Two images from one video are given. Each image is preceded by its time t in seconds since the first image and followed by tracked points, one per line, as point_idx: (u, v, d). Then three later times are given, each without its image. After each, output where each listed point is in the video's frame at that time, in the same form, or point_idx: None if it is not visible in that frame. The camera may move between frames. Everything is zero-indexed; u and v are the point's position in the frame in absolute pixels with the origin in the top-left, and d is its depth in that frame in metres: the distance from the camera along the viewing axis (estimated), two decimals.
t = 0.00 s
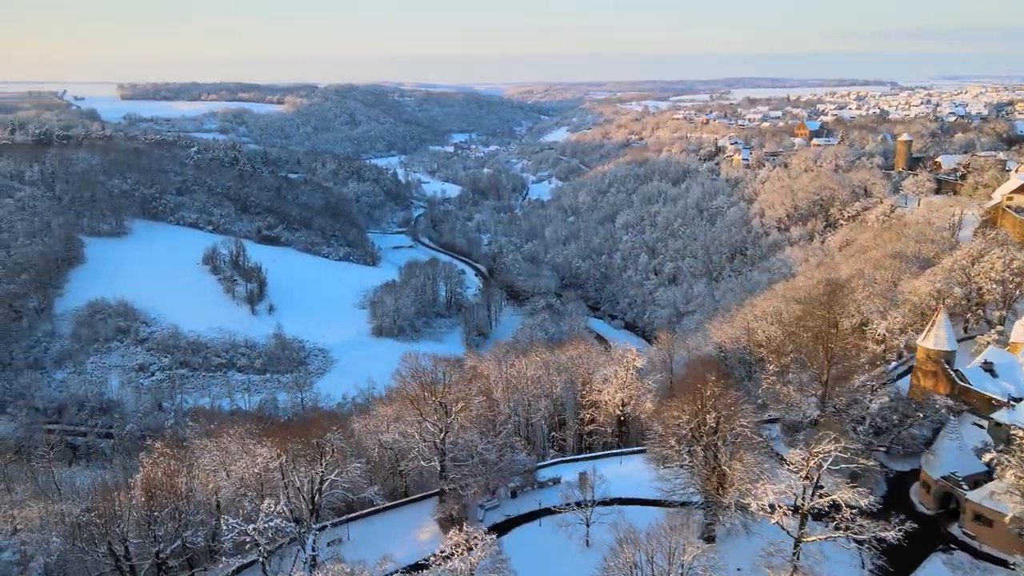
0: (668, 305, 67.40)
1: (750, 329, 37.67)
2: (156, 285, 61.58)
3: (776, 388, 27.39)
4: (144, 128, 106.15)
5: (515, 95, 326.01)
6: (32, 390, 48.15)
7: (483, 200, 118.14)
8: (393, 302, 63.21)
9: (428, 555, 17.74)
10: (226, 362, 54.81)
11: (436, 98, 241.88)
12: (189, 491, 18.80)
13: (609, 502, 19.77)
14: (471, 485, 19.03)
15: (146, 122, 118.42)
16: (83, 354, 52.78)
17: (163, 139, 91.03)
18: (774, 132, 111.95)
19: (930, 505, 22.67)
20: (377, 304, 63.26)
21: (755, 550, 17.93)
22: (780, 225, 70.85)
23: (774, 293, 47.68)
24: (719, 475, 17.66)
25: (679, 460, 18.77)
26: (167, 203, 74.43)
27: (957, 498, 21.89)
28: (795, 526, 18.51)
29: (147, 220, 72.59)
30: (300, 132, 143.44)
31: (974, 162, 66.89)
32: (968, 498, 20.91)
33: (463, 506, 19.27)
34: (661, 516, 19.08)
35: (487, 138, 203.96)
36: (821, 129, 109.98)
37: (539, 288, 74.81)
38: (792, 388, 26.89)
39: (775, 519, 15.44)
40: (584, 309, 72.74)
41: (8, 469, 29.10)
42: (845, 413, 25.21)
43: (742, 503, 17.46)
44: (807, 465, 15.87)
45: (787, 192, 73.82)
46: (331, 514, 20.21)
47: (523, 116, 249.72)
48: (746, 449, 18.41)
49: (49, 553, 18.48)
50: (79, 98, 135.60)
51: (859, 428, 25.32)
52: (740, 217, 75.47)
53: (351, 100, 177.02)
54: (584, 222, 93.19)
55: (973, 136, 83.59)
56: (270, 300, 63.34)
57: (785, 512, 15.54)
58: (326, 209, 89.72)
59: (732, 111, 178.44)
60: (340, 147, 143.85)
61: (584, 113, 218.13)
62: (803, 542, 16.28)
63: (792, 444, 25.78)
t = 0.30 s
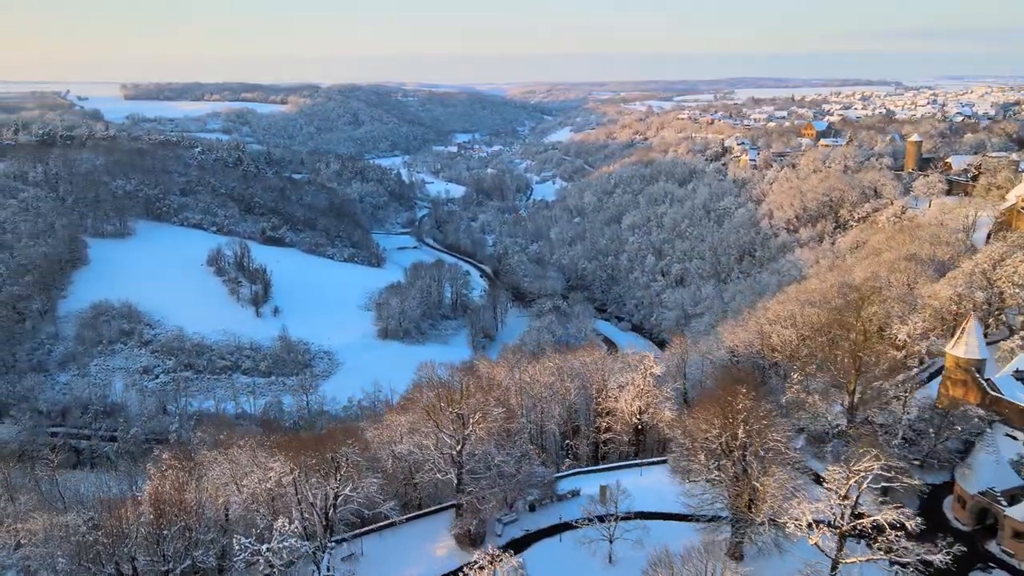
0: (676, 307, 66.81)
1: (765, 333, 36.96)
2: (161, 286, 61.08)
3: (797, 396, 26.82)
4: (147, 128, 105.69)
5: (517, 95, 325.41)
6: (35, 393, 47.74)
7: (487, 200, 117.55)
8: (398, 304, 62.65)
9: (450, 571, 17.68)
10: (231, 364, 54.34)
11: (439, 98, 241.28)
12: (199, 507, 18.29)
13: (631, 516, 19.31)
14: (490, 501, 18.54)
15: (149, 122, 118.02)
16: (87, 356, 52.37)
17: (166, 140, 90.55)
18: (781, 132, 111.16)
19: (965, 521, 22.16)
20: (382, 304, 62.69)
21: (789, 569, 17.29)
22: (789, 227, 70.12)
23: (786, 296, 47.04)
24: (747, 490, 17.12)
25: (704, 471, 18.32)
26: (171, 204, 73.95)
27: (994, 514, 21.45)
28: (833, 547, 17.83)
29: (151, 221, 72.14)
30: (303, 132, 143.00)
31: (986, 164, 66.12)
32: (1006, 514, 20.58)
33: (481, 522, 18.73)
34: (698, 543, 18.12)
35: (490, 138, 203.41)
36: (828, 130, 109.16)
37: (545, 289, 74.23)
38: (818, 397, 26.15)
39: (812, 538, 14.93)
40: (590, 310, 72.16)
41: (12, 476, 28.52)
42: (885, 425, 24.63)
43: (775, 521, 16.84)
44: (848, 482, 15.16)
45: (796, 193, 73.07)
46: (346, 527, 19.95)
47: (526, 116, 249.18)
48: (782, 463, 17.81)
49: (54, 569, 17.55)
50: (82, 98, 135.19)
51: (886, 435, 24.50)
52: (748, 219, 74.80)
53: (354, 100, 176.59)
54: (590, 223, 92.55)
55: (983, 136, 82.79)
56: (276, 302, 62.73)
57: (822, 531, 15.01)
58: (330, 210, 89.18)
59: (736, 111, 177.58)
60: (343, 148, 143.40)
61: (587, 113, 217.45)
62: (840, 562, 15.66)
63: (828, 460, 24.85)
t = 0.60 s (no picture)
0: (684, 310, 66.20)
1: (779, 337, 36.32)
2: (165, 287, 60.56)
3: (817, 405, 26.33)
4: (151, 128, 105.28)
5: (520, 95, 324.86)
6: (38, 396, 47.32)
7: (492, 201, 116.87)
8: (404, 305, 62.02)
9: None
10: (236, 367, 53.81)
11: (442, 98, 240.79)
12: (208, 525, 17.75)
13: (655, 532, 18.78)
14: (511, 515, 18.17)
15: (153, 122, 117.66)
16: (90, 359, 51.97)
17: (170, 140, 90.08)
18: (788, 133, 110.26)
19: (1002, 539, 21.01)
20: (387, 305, 62.09)
21: None
22: (798, 228, 69.30)
23: (798, 299, 46.32)
24: (777, 508, 16.55)
25: (731, 486, 17.73)
26: (175, 205, 73.44)
27: None
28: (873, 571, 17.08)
29: (155, 222, 71.67)
30: (306, 132, 142.57)
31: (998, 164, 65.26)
32: None
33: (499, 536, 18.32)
34: (730, 563, 17.54)
35: (493, 138, 202.74)
36: (835, 130, 108.24)
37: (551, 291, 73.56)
38: (842, 406, 25.46)
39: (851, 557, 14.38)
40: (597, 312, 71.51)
41: (14, 484, 27.97)
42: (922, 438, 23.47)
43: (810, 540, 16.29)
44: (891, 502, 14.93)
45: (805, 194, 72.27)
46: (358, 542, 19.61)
47: (529, 116, 248.60)
48: (817, 481, 17.22)
49: None
50: (86, 98, 134.99)
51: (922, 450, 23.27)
52: (756, 220, 74.03)
53: (358, 100, 176.16)
54: (596, 224, 91.87)
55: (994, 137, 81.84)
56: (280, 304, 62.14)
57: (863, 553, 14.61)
58: (334, 211, 88.60)
59: (741, 111, 176.56)
60: (346, 148, 142.94)
61: (591, 113, 216.71)
62: None
63: (859, 474, 23.65)
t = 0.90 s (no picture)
0: (692, 312, 65.64)
1: (794, 342, 35.61)
2: (170, 288, 60.19)
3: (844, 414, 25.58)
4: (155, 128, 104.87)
5: (524, 95, 324.00)
6: (42, 399, 46.94)
7: (497, 201, 116.27)
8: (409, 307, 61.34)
9: None
10: (241, 369, 53.28)
11: (445, 98, 240.37)
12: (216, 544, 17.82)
13: (680, 550, 18.20)
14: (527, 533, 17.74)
15: (157, 123, 117.45)
16: (94, 361, 51.54)
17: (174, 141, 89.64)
18: (796, 133, 109.38)
19: None
20: (392, 307, 61.45)
21: None
22: (808, 229, 68.47)
23: (811, 302, 45.63)
24: (812, 528, 16.06)
25: (763, 503, 17.21)
26: (179, 206, 72.95)
27: None
28: None
29: (159, 223, 71.23)
30: (310, 132, 142.24)
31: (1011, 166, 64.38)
32: None
33: (515, 555, 17.78)
34: None
35: (497, 138, 202.21)
36: (843, 130, 107.40)
37: (558, 292, 72.87)
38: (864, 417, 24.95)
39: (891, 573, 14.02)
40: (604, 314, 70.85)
41: (17, 492, 27.47)
42: (955, 451, 22.36)
43: (847, 563, 15.75)
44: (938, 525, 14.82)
45: (815, 195, 71.28)
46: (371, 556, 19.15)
47: (533, 116, 248.04)
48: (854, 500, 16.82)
49: None
50: (90, 98, 134.88)
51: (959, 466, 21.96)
52: (765, 221, 73.23)
53: (361, 101, 175.81)
54: (602, 225, 91.19)
55: (1005, 137, 80.91)
56: (285, 305, 61.61)
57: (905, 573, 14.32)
58: (339, 211, 88.04)
59: (747, 111, 175.64)
60: (350, 148, 142.59)
61: (595, 113, 216.05)
62: None
63: (890, 489, 22.83)
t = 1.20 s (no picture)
0: (702, 314, 64.98)
1: (811, 347, 34.84)
2: (175, 289, 59.71)
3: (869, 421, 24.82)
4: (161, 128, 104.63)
5: (530, 95, 323.16)
6: (48, 401, 46.58)
7: (504, 202, 115.62)
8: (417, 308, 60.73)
9: None
10: (248, 372, 52.78)
11: (451, 98, 239.86)
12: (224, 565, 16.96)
13: (707, 569, 17.66)
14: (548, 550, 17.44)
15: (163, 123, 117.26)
16: (101, 362, 51.17)
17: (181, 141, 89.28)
18: (805, 133, 108.39)
19: None
20: (399, 308, 60.84)
21: None
22: (819, 231, 67.58)
23: (825, 306, 44.84)
24: (850, 550, 16.24)
25: (795, 524, 17.27)
26: (186, 206, 72.52)
27: None
28: None
29: (166, 224, 70.86)
30: (316, 132, 141.96)
31: None
32: None
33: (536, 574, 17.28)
34: None
35: (503, 138, 201.67)
36: (853, 131, 106.40)
37: (566, 293, 72.14)
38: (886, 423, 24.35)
39: None
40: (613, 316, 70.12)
41: (22, 499, 27.03)
42: (992, 468, 20.86)
43: None
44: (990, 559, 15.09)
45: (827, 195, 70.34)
46: None
47: (539, 116, 247.45)
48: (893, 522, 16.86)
49: None
50: (97, 98, 134.83)
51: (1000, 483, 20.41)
52: (776, 222, 72.30)
53: (367, 101, 175.49)
54: (610, 226, 90.46)
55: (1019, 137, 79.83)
56: (291, 307, 61.09)
57: None
58: (345, 212, 87.55)
59: (754, 111, 174.56)
60: (356, 149, 142.27)
61: (602, 113, 215.29)
62: None
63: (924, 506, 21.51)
